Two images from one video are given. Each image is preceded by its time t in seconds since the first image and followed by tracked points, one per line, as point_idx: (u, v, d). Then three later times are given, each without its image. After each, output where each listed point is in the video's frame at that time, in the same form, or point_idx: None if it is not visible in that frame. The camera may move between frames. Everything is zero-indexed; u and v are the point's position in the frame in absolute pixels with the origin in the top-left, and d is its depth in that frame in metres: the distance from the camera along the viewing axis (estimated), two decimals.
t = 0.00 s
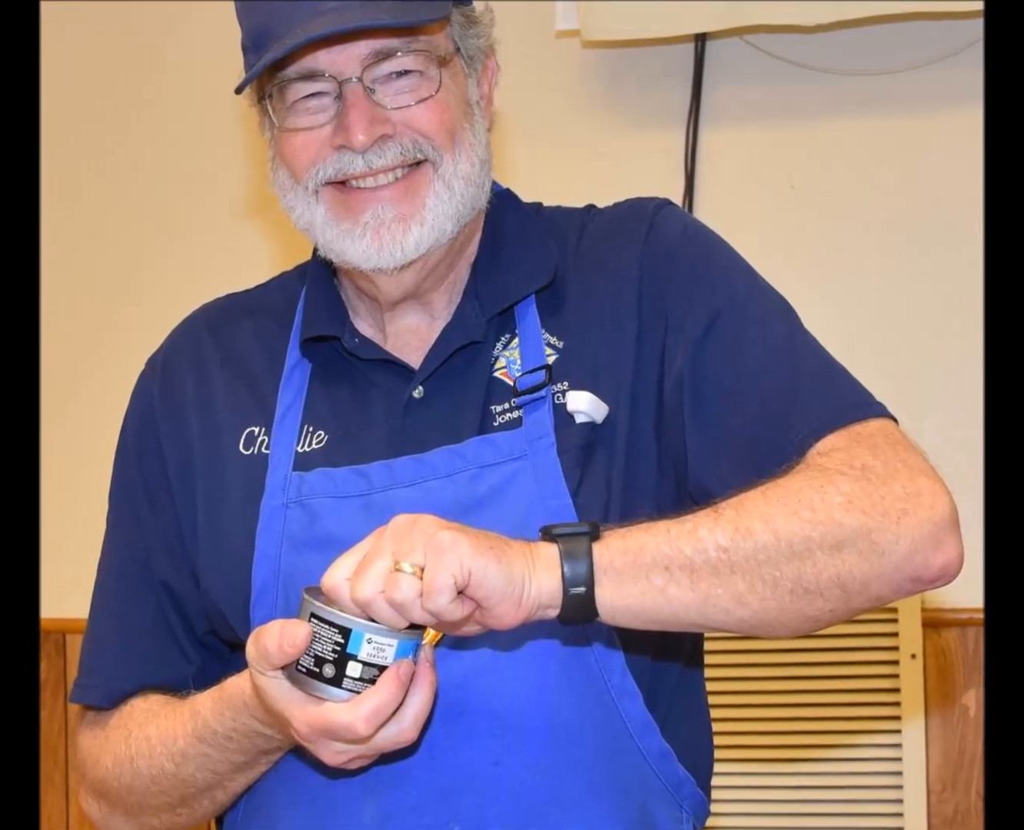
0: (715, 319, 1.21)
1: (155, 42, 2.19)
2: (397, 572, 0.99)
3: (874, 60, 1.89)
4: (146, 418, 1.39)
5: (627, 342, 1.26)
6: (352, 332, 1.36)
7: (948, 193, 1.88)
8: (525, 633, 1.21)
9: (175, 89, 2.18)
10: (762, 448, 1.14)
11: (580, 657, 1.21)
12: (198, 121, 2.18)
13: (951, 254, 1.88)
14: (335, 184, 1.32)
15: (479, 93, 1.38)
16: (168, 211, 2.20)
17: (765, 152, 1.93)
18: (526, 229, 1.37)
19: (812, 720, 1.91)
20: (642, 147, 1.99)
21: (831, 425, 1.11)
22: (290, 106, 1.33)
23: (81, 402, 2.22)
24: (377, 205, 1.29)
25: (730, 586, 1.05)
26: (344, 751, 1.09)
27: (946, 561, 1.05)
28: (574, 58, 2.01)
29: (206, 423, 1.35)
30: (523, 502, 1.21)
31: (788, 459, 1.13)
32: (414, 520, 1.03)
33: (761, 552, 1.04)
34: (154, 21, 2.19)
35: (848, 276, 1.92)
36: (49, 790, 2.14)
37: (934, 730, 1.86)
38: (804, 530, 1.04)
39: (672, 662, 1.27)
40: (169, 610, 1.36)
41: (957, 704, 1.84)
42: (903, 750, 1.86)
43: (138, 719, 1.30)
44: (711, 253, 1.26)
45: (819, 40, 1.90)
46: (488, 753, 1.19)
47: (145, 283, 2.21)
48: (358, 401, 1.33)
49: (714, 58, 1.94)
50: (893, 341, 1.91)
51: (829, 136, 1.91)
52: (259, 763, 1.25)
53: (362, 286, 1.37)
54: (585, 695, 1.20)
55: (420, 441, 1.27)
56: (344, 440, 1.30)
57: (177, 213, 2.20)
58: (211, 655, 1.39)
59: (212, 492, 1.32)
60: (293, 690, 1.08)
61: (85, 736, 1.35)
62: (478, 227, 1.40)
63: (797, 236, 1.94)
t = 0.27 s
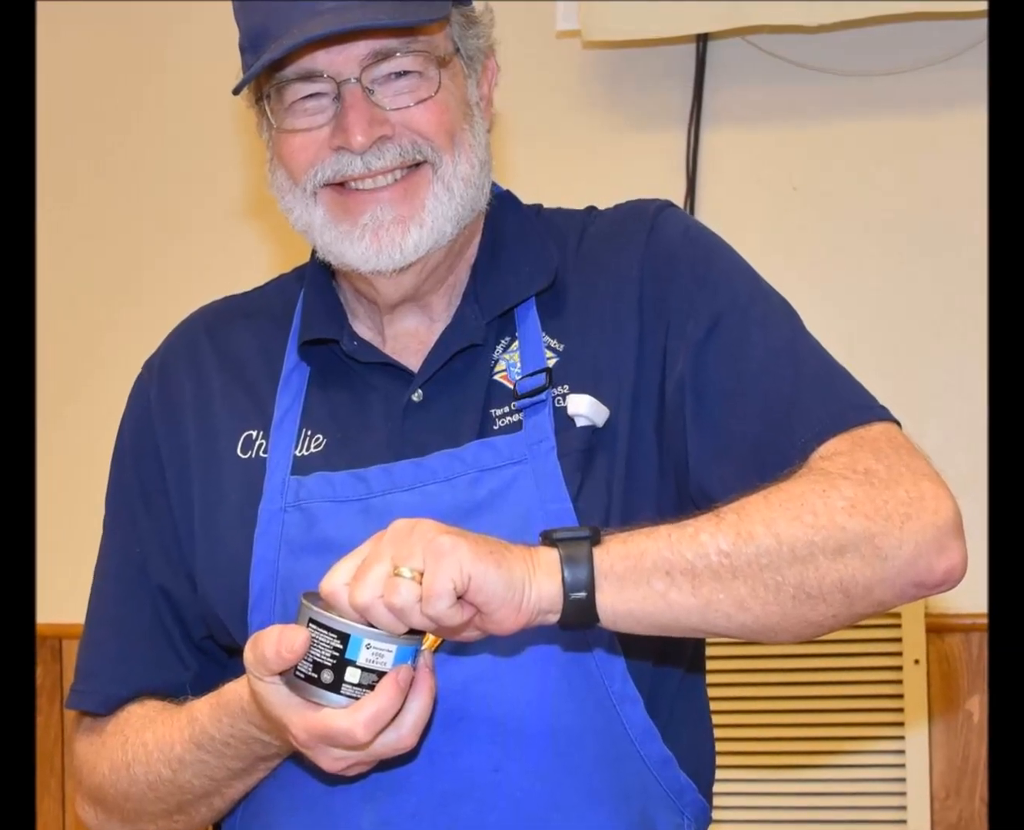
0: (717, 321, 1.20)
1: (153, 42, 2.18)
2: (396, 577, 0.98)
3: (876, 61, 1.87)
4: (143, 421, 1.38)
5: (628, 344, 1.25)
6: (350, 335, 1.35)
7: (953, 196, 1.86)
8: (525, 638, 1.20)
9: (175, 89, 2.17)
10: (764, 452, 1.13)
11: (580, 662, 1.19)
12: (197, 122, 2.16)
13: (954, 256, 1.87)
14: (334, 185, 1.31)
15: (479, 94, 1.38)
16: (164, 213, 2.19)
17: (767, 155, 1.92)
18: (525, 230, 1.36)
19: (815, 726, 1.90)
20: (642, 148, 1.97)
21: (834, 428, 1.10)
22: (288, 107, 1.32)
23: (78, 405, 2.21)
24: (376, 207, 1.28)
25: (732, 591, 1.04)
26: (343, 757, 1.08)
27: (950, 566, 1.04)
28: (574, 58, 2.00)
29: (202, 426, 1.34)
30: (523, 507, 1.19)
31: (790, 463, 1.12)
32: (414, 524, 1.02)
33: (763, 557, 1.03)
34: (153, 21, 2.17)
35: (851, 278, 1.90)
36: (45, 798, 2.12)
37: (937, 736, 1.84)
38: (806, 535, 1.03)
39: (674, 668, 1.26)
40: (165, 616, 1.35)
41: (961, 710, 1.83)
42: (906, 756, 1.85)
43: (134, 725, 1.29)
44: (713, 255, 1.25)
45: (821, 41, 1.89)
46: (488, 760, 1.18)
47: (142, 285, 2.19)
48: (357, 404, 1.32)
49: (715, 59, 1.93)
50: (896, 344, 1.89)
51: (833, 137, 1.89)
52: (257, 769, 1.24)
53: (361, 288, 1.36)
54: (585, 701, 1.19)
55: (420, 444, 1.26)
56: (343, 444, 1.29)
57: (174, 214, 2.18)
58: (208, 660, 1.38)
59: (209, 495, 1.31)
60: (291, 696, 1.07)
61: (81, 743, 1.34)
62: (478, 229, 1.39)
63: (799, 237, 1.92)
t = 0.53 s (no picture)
0: (720, 324, 1.19)
1: (136, 46, 2.14)
2: (396, 582, 0.97)
3: (881, 63, 1.86)
4: (140, 425, 1.37)
5: (629, 347, 1.24)
6: (349, 338, 1.34)
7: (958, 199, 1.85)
8: (526, 644, 1.19)
9: (161, 93, 2.13)
10: (767, 456, 1.12)
11: (581, 669, 1.18)
12: (181, 129, 2.13)
13: (958, 259, 1.85)
14: (332, 187, 1.30)
15: (479, 95, 1.36)
16: (156, 217, 2.15)
17: (771, 157, 1.90)
18: (525, 232, 1.35)
19: (817, 733, 1.89)
20: (644, 150, 1.96)
21: (837, 433, 1.09)
22: (285, 108, 1.31)
23: (71, 411, 2.18)
24: (375, 209, 1.27)
25: (734, 596, 1.03)
26: (342, 764, 1.07)
27: (954, 571, 1.02)
28: (574, 59, 1.98)
29: (199, 430, 1.33)
30: (523, 511, 1.18)
31: (792, 467, 1.11)
32: (413, 528, 1.01)
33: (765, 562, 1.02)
34: (137, 23, 2.14)
35: (855, 282, 1.89)
36: (40, 804, 2.11)
37: (941, 743, 1.83)
38: (809, 540, 1.02)
39: (675, 674, 1.25)
40: (163, 621, 1.33)
41: (964, 715, 1.82)
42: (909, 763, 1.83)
43: (131, 732, 1.28)
44: (715, 258, 1.23)
45: (826, 42, 1.87)
46: (488, 767, 1.17)
47: (134, 290, 2.16)
48: (355, 408, 1.31)
49: (717, 60, 1.91)
50: (901, 347, 1.88)
51: (837, 139, 1.87)
52: (255, 776, 1.23)
53: (360, 291, 1.35)
54: (586, 707, 1.18)
55: (419, 448, 1.25)
56: (342, 448, 1.28)
57: (165, 219, 2.15)
58: (206, 666, 1.37)
59: (207, 500, 1.30)
60: (290, 702, 1.05)
61: (77, 749, 1.33)
62: (477, 231, 1.38)
63: (803, 240, 1.90)
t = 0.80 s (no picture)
0: (722, 326, 1.18)
1: (137, 45, 2.12)
2: (394, 587, 0.96)
3: (883, 63, 1.84)
4: (137, 428, 1.36)
5: (631, 350, 1.23)
6: (348, 341, 1.33)
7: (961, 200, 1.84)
8: (526, 650, 1.18)
9: (161, 93, 2.12)
10: (768, 461, 1.11)
11: (582, 674, 1.17)
12: (181, 130, 2.12)
13: (961, 260, 1.84)
14: (331, 188, 1.30)
15: (478, 96, 1.35)
16: (156, 217, 2.14)
17: (773, 158, 1.89)
18: (526, 235, 1.34)
19: (820, 739, 1.87)
20: (646, 151, 1.94)
21: (839, 436, 1.08)
22: (283, 109, 1.30)
23: (67, 413, 2.16)
24: (374, 211, 1.26)
25: (736, 601, 1.02)
26: (340, 771, 1.06)
27: (958, 576, 1.01)
28: (574, 59, 1.96)
29: (197, 433, 1.32)
30: (523, 515, 1.17)
31: (794, 471, 1.10)
32: (412, 533, 1.00)
33: (767, 567, 1.01)
34: (136, 23, 2.12)
35: (856, 284, 1.88)
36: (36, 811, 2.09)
37: (945, 750, 1.81)
38: (812, 544, 1.01)
39: (676, 680, 1.24)
40: (160, 627, 1.32)
41: (968, 722, 1.80)
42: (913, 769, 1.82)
43: (128, 738, 1.27)
44: (717, 260, 1.22)
45: (827, 42, 1.86)
46: (488, 774, 1.16)
47: (133, 291, 2.14)
48: (354, 412, 1.30)
49: (719, 60, 1.90)
50: (902, 349, 1.86)
51: (839, 140, 1.86)
52: (253, 782, 1.22)
53: (358, 294, 1.34)
54: (587, 713, 1.16)
55: (418, 452, 1.24)
56: (341, 452, 1.27)
57: (165, 219, 2.13)
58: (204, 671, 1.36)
59: (204, 504, 1.29)
60: (287, 708, 1.04)
61: (73, 756, 1.31)
62: (477, 233, 1.37)
63: (804, 241, 1.89)
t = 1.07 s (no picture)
0: (724, 328, 1.17)
1: (136, 45, 2.11)
2: (393, 592, 0.95)
3: (885, 64, 1.83)
4: (134, 431, 1.35)
5: (632, 353, 1.22)
6: (346, 344, 1.32)
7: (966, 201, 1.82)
8: (526, 655, 1.16)
9: (160, 93, 2.10)
10: (770, 465, 1.10)
11: (582, 679, 1.16)
12: (180, 131, 2.10)
13: (964, 262, 1.82)
14: (329, 190, 1.29)
15: (478, 96, 1.34)
16: (156, 218, 2.12)
17: (775, 159, 1.87)
18: (526, 237, 1.33)
19: (823, 744, 1.86)
20: (647, 152, 1.93)
21: (842, 440, 1.07)
22: (282, 110, 1.29)
23: (64, 416, 2.15)
24: (373, 213, 1.26)
25: (738, 607, 1.00)
26: (339, 777, 1.04)
27: (962, 581, 1.00)
28: (575, 59, 1.95)
29: (194, 437, 1.31)
30: (523, 520, 1.16)
31: (796, 475, 1.09)
32: (411, 537, 0.98)
33: (770, 572, 1.00)
34: (136, 22, 2.11)
35: (858, 286, 1.86)
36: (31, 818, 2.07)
37: (949, 757, 1.80)
38: (815, 549, 0.99)
39: (677, 686, 1.23)
40: (157, 632, 1.31)
41: (973, 728, 1.79)
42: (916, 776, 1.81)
43: (124, 745, 1.26)
44: (718, 263, 1.21)
45: (828, 42, 1.85)
46: (488, 780, 1.15)
47: (132, 293, 2.13)
48: (353, 415, 1.28)
49: (720, 60, 1.88)
50: (904, 351, 1.85)
51: (841, 141, 1.85)
52: (250, 789, 1.21)
53: (357, 296, 1.33)
54: (588, 719, 1.15)
55: (417, 456, 1.23)
56: (339, 455, 1.26)
57: (164, 219, 2.12)
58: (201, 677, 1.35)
59: (201, 508, 1.28)
60: (285, 714, 1.03)
61: (70, 763, 1.30)
62: (477, 235, 1.36)
63: (806, 242, 1.87)
